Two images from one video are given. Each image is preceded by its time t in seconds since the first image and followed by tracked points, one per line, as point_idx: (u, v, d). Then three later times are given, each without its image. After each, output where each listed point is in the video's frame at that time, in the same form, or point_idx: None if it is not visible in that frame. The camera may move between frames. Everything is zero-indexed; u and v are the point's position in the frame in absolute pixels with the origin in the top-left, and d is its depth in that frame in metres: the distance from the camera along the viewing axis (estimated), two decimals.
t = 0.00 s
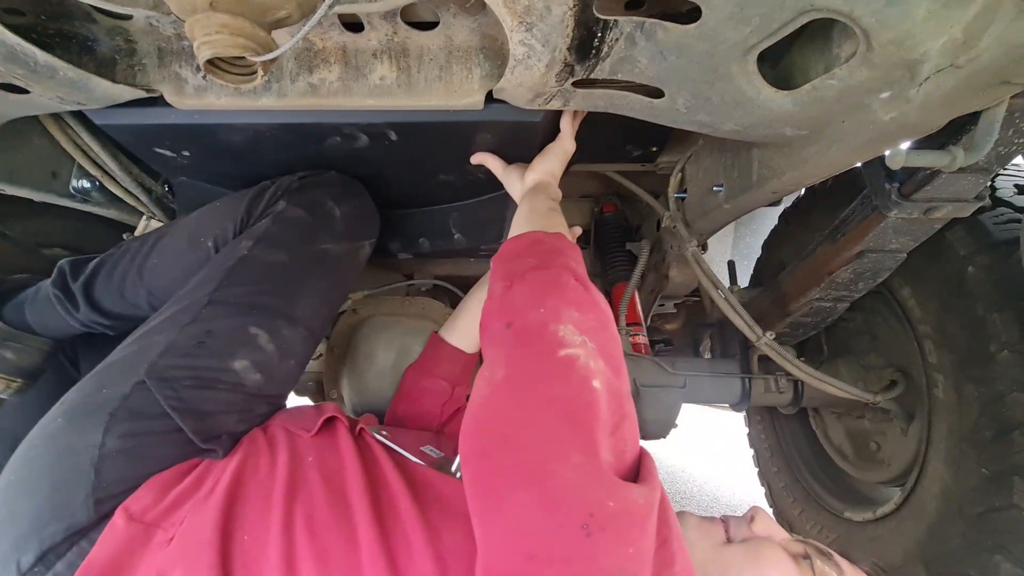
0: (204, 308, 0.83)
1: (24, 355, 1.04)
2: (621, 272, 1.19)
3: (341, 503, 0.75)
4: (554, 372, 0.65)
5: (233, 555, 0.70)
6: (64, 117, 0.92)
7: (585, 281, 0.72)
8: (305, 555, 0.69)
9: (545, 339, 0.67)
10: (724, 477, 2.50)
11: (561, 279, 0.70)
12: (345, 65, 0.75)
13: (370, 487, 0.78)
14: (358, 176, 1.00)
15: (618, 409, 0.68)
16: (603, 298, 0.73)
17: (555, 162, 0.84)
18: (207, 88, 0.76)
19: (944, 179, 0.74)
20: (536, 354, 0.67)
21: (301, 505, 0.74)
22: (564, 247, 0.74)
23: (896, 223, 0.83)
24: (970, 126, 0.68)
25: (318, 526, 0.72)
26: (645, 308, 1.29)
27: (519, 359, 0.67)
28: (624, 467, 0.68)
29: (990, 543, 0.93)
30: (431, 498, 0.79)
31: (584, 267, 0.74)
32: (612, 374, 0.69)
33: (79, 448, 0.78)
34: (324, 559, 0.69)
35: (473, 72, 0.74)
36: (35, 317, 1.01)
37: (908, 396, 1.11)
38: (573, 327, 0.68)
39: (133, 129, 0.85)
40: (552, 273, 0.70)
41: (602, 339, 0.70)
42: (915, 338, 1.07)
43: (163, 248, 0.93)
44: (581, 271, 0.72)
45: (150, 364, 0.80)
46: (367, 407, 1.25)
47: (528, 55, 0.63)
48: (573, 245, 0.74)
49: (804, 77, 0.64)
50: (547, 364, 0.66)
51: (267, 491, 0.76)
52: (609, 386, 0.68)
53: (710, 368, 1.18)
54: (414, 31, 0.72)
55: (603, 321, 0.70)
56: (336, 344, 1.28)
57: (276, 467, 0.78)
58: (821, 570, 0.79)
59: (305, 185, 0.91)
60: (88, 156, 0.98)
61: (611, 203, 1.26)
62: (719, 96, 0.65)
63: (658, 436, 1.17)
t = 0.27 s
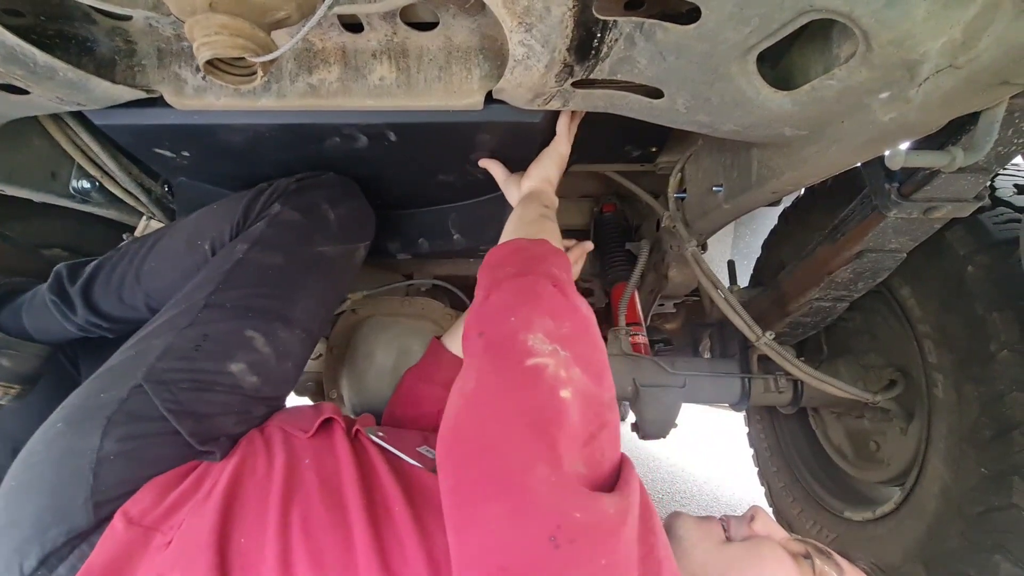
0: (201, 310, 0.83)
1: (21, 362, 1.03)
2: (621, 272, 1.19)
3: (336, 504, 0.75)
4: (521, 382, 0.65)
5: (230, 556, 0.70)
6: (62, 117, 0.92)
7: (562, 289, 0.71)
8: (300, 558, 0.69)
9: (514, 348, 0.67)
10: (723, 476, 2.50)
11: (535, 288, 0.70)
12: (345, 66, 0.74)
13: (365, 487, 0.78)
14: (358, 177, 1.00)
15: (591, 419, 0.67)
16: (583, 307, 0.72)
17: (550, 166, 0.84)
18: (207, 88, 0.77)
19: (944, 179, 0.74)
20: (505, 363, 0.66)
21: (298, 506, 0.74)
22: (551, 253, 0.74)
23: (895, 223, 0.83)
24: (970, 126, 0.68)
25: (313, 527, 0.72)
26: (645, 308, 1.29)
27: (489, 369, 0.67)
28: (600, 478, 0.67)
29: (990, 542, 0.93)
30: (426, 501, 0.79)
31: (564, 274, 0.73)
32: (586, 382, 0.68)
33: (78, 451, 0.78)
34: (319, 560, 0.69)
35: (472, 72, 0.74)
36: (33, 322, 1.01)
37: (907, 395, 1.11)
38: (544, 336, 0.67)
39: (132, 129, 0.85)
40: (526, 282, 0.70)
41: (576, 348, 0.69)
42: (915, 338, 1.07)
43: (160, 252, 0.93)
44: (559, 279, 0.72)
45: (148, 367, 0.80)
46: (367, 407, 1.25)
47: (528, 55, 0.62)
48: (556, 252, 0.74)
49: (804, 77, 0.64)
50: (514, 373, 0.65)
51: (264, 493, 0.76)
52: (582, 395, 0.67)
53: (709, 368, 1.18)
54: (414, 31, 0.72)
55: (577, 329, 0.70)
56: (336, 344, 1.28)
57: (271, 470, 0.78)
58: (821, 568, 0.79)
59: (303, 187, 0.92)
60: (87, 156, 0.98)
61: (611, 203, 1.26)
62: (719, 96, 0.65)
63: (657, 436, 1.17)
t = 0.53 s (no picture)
0: (203, 311, 0.83)
1: (27, 366, 1.04)
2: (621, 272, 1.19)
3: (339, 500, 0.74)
4: (399, 488, 0.50)
5: (232, 550, 0.68)
6: (60, 117, 0.92)
7: (483, 344, 0.59)
8: (304, 549, 0.66)
9: (394, 452, 0.52)
10: (722, 475, 2.50)
11: (451, 355, 0.56)
12: (344, 66, 0.74)
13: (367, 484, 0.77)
14: (358, 177, 1.00)
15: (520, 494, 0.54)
16: (517, 349, 0.60)
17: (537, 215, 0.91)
18: (206, 88, 0.76)
19: (943, 179, 0.74)
20: (385, 463, 0.51)
21: (302, 500, 0.73)
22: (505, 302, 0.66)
23: (895, 223, 0.83)
24: (969, 126, 0.68)
25: (315, 520, 0.69)
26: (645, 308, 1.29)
27: (374, 479, 0.52)
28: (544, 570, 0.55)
29: (988, 541, 0.92)
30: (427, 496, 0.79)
31: (499, 318, 0.62)
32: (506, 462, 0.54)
33: (82, 452, 0.78)
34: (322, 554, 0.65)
35: (472, 72, 0.74)
36: (36, 324, 1.01)
37: (906, 395, 1.11)
38: (433, 415, 0.53)
39: (131, 129, 0.85)
40: (435, 347, 0.58)
41: (490, 406, 0.55)
42: (914, 337, 1.07)
43: (161, 253, 0.93)
44: (479, 332, 0.60)
45: (150, 368, 0.80)
46: (367, 407, 1.25)
47: (528, 55, 0.62)
48: (493, 306, 0.63)
49: (803, 77, 0.64)
50: (390, 481, 0.51)
51: (267, 489, 0.75)
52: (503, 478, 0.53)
53: (709, 368, 1.19)
54: (413, 31, 0.72)
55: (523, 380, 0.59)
56: (336, 344, 1.28)
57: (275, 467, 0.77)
58: (819, 565, 0.80)
59: (302, 187, 0.92)
60: (86, 156, 0.98)
61: (610, 203, 1.26)
62: (719, 96, 0.65)
63: (656, 436, 1.17)
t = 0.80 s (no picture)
0: (199, 311, 0.83)
1: (27, 370, 1.06)
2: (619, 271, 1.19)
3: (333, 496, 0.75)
4: None
5: (223, 548, 0.69)
6: (60, 116, 0.92)
7: None
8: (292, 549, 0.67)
9: None
10: (722, 473, 2.50)
11: None
12: (343, 64, 0.74)
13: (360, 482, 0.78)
14: (357, 176, 1.00)
15: None
16: None
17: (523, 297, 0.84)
18: (205, 86, 0.76)
19: (942, 178, 0.74)
20: None
21: (293, 499, 0.73)
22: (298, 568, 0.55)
23: (894, 222, 0.83)
24: (969, 125, 0.68)
25: (303, 520, 0.70)
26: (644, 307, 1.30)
27: None
28: None
29: (986, 540, 0.93)
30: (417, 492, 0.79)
31: None
32: None
33: (78, 452, 0.78)
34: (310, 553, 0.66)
35: (471, 71, 0.74)
36: (35, 325, 1.01)
37: (904, 394, 1.12)
38: None
39: (130, 128, 0.85)
40: None
41: None
42: (913, 336, 1.07)
43: (159, 254, 0.93)
44: None
45: (146, 367, 0.80)
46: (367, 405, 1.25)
47: (527, 54, 0.62)
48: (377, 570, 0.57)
49: (803, 76, 0.64)
50: None
51: (260, 487, 0.76)
52: None
53: (708, 367, 1.19)
54: (413, 29, 0.72)
55: None
56: (335, 344, 1.27)
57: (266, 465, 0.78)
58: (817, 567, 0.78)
59: (299, 186, 0.92)
60: (85, 154, 0.98)
61: (610, 202, 1.26)
62: (718, 95, 0.65)
63: (655, 434, 1.17)
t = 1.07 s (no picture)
0: (199, 307, 0.83)
1: (30, 366, 1.04)
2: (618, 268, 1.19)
3: (336, 488, 0.75)
4: None
5: (228, 539, 0.70)
6: (56, 112, 0.91)
7: None
8: (297, 542, 0.68)
9: None
10: (721, 471, 2.50)
11: None
12: (341, 61, 0.74)
13: (363, 475, 0.78)
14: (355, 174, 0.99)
15: None
16: None
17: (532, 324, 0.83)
18: (203, 83, 0.76)
19: (940, 175, 0.74)
20: None
21: (297, 492, 0.74)
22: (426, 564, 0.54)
23: (892, 219, 0.83)
24: (966, 123, 0.68)
25: (307, 514, 0.70)
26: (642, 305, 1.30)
27: None
28: None
29: (983, 536, 0.93)
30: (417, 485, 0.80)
31: None
32: None
33: (80, 447, 0.78)
34: (314, 545, 0.67)
35: (470, 68, 0.74)
36: (36, 323, 1.01)
37: (902, 390, 1.11)
38: None
39: (128, 125, 0.85)
40: None
41: None
42: (911, 334, 1.07)
43: (160, 251, 0.93)
44: None
45: (147, 363, 0.80)
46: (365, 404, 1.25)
47: (526, 51, 0.62)
48: None
49: (802, 73, 0.64)
50: None
51: (263, 479, 0.76)
52: None
53: (706, 364, 1.19)
54: (411, 26, 0.72)
55: None
56: (333, 342, 1.27)
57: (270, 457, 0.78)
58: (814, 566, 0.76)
59: (299, 183, 0.91)
60: (84, 153, 0.98)
61: (609, 199, 1.26)
62: (717, 92, 0.65)
63: (655, 431, 1.17)
